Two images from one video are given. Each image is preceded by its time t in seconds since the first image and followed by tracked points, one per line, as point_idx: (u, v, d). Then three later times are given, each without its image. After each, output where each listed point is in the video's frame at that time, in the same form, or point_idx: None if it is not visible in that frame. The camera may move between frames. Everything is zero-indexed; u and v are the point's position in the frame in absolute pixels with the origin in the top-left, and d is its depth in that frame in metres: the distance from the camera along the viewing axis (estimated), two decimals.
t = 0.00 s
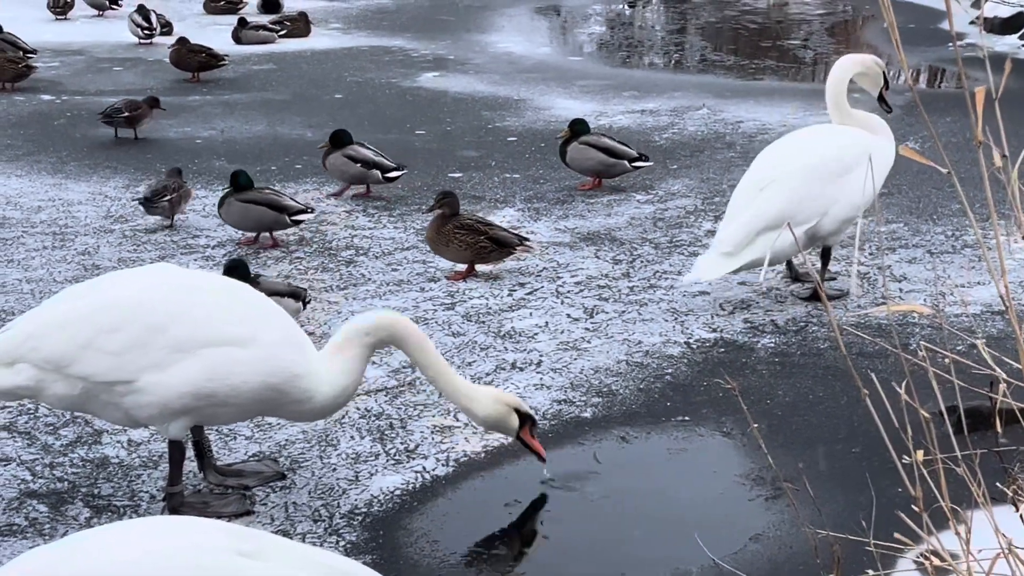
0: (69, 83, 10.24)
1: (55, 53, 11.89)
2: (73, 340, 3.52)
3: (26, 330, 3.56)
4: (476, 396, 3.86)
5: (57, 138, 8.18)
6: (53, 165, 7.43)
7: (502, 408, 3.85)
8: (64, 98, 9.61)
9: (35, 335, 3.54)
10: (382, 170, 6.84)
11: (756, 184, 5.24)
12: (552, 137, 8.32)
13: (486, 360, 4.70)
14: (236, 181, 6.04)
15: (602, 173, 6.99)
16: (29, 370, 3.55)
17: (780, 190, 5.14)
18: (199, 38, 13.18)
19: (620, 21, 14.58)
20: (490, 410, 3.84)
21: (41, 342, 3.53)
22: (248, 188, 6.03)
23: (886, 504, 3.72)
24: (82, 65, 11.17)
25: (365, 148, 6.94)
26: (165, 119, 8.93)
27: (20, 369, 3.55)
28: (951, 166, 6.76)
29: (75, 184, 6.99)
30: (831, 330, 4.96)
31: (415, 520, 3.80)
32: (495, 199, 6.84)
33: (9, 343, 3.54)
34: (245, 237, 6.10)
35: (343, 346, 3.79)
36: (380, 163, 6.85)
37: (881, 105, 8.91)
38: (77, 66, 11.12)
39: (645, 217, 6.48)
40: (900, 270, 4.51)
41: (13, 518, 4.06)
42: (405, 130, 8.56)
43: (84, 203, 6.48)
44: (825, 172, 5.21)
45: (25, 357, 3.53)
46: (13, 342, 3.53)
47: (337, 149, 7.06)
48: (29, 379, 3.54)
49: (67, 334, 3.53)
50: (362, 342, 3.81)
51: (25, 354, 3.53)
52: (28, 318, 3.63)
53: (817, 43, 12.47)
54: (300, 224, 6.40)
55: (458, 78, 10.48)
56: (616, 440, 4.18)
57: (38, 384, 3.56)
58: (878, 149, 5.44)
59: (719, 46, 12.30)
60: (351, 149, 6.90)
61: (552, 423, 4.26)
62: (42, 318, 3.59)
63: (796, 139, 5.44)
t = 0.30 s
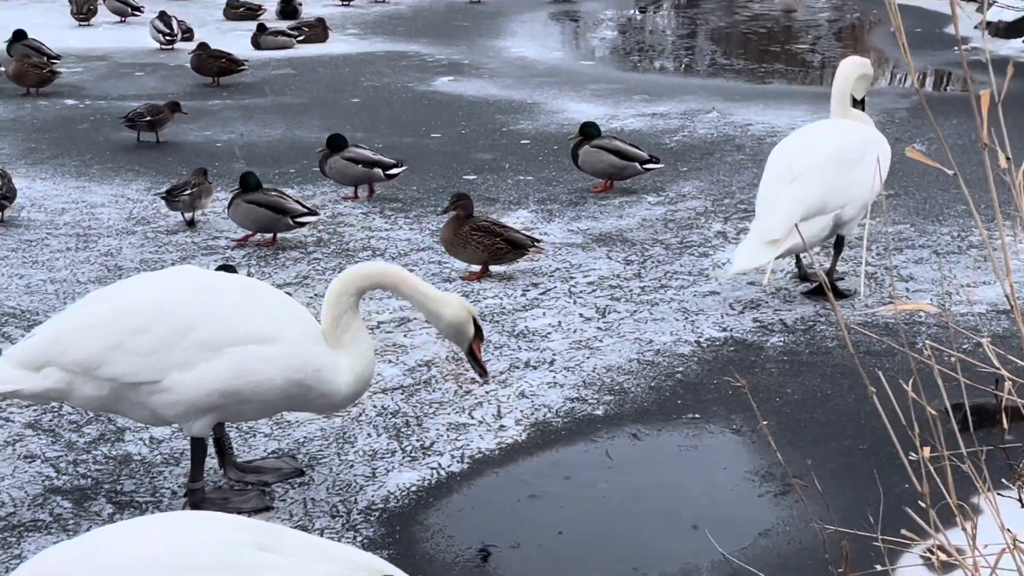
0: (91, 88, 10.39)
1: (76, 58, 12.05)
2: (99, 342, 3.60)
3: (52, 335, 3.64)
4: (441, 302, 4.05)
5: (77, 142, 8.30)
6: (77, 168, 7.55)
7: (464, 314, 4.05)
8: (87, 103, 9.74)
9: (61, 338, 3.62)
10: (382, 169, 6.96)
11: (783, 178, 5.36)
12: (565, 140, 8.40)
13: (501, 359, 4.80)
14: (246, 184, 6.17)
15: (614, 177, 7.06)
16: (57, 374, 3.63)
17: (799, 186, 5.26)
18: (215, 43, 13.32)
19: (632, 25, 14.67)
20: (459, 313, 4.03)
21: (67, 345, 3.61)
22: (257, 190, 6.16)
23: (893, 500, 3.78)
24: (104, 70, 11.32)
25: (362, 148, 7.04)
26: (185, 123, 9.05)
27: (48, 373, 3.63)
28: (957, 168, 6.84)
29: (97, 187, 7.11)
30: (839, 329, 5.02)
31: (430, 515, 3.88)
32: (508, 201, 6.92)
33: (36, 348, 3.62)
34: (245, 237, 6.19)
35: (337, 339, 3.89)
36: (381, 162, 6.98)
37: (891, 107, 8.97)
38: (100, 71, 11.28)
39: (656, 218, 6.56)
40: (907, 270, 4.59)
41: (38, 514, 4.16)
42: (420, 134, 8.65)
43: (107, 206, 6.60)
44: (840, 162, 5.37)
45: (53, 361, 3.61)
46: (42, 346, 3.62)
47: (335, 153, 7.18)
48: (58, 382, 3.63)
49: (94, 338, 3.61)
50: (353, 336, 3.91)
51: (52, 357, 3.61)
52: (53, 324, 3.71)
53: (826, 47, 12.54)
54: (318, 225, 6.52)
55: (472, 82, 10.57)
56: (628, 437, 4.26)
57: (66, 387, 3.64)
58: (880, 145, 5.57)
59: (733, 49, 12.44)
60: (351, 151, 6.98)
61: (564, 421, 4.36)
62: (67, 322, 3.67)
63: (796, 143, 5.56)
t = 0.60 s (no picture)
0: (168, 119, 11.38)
1: (152, 93, 13.04)
2: (176, 342, 4.33)
3: (135, 339, 4.37)
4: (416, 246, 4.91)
5: (162, 165, 9.20)
6: (152, 188, 8.39)
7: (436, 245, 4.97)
8: (164, 132, 10.70)
9: (143, 340, 4.35)
10: (399, 186, 7.78)
11: (777, 200, 5.97)
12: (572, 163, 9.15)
13: (513, 351, 5.58)
14: (277, 202, 6.96)
15: (609, 197, 7.80)
16: (143, 370, 4.38)
17: (798, 202, 5.89)
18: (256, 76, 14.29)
19: (626, 65, 15.46)
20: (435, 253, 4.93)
21: (148, 347, 4.34)
22: (288, 207, 6.93)
23: (848, 472, 4.43)
24: (178, 104, 12.31)
25: (382, 170, 7.88)
26: (246, 149, 9.89)
27: (135, 369, 4.38)
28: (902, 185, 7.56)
29: (171, 203, 7.97)
30: (802, 324, 5.73)
31: (452, 483, 4.55)
32: (519, 215, 7.67)
33: (123, 350, 4.35)
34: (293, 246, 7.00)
35: (373, 323, 4.68)
36: (398, 180, 7.80)
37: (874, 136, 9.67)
38: (173, 105, 12.28)
39: (648, 230, 7.28)
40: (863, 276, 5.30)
41: (120, 482, 4.80)
42: (443, 158, 9.43)
43: (178, 219, 7.45)
44: (821, 184, 6.05)
45: (138, 360, 4.35)
46: (128, 346, 4.35)
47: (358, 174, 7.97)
48: (143, 375, 4.37)
49: (172, 338, 4.34)
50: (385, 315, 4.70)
51: (137, 357, 4.34)
52: (134, 328, 4.45)
53: (789, 84, 13.38)
54: (356, 236, 7.31)
55: (490, 114, 11.39)
56: (622, 417, 4.96)
57: (149, 380, 4.38)
58: (843, 167, 6.33)
59: (711, 86, 13.21)
60: (373, 171, 7.82)
61: (567, 402, 5.08)
62: (146, 327, 4.40)
63: (768, 174, 6.22)
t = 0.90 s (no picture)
0: (211, 134, 12.06)
1: (198, 112, 13.74)
2: (231, 345, 4.53)
3: (190, 345, 4.53)
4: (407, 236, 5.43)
5: (209, 179, 9.81)
6: (197, 198, 9.07)
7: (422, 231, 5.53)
8: (208, 146, 11.36)
9: (198, 346, 4.52)
10: (410, 199, 8.28)
11: (786, 200, 6.44)
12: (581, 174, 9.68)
13: (527, 346, 6.06)
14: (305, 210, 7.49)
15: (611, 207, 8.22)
16: (199, 374, 4.54)
17: (808, 204, 6.33)
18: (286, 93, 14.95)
19: (630, 86, 16.05)
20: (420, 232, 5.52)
21: (205, 351, 4.51)
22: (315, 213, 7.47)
23: (834, 457, 4.78)
24: (221, 121, 13.01)
25: (397, 181, 8.43)
26: (282, 162, 10.51)
27: (191, 375, 4.53)
28: (883, 196, 8.08)
29: (215, 212, 8.65)
30: (791, 322, 6.25)
31: (469, 466, 4.89)
32: (532, 223, 8.19)
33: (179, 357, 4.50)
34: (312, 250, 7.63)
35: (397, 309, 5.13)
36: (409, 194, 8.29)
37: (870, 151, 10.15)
38: (217, 122, 12.96)
39: (649, 236, 7.83)
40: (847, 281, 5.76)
41: (167, 465, 5.07)
42: (463, 169, 9.95)
43: (221, 226, 8.20)
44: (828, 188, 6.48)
45: (195, 364, 4.51)
46: (185, 353, 4.51)
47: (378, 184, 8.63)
48: (200, 379, 4.55)
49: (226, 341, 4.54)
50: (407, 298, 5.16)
51: (194, 361, 4.51)
52: (182, 337, 4.61)
53: (780, 103, 14.00)
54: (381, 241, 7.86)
55: (506, 130, 11.92)
56: (626, 407, 5.39)
57: (206, 383, 4.55)
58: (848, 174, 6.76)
59: (708, 105, 13.85)
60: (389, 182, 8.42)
61: (576, 393, 5.53)
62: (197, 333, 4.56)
63: (784, 178, 6.67)
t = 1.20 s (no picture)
0: (237, 145, 12.42)
1: (224, 123, 14.12)
2: (278, 346, 4.67)
3: (237, 350, 4.65)
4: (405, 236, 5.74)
5: (236, 187, 10.14)
6: (224, 205, 9.41)
7: (421, 234, 5.84)
8: (235, 156, 11.73)
9: (245, 350, 4.64)
10: (419, 205, 8.67)
11: (787, 203, 6.75)
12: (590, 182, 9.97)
13: (537, 345, 6.33)
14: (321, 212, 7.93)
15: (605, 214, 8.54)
16: (247, 376, 4.68)
17: (805, 209, 6.61)
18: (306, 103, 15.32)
19: (638, 98, 16.35)
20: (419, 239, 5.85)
21: (253, 354, 4.63)
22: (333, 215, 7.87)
23: (832, 453, 4.99)
24: (246, 131, 13.39)
25: (405, 189, 8.81)
26: (304, 170, 10.86)
27: (240, 378, 4.67)
28: (880, 203, 8.33)
29: (241, 218, 9.00)
30: (791, 324, 6.50)
31: (483, 460, 5.09)
32: (543, 229, 8.49)
33: (228, 363, 4.62)
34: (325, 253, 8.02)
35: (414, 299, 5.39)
36: (417, 200, 8.68)
37: (873, 161, 10.38)
38: (242, 132, 13.33)
39: (655, 242, 8.10)
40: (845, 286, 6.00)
41: (197, 459, 5.11)
42: (477, 178, 10.24)
43: (248, 232, 8.53)
44: (829, 195, 6.74)
45: (245, 368, 4.64)
46: (234, 358, 4.62)
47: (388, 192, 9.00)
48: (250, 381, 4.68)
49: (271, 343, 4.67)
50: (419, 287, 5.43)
51: (243, 365, 4.63)
52: (226, 343, 4.71)
53: (780, 115, 14.29)
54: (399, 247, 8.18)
55: (519, 140, 12.23)
56: (633, 404, 5.64)
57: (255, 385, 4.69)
58: (857, 181, 6.97)
59: (712, 116, 14.14)
60: (398, 190, 8.80)
61: (585, 391, 5.79)
62: (242, 338, 4.68)
63: (794, 181, 6.97)
